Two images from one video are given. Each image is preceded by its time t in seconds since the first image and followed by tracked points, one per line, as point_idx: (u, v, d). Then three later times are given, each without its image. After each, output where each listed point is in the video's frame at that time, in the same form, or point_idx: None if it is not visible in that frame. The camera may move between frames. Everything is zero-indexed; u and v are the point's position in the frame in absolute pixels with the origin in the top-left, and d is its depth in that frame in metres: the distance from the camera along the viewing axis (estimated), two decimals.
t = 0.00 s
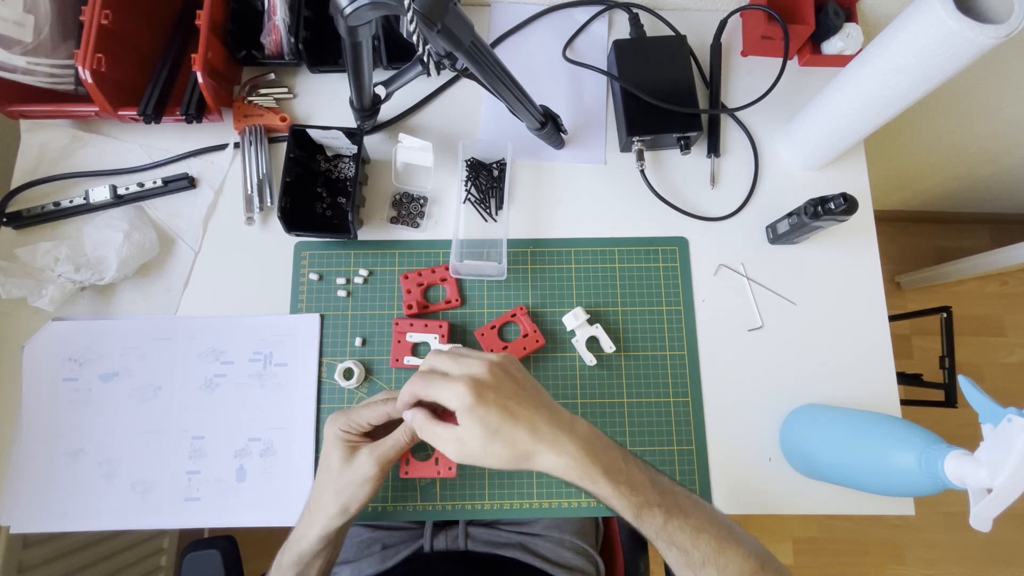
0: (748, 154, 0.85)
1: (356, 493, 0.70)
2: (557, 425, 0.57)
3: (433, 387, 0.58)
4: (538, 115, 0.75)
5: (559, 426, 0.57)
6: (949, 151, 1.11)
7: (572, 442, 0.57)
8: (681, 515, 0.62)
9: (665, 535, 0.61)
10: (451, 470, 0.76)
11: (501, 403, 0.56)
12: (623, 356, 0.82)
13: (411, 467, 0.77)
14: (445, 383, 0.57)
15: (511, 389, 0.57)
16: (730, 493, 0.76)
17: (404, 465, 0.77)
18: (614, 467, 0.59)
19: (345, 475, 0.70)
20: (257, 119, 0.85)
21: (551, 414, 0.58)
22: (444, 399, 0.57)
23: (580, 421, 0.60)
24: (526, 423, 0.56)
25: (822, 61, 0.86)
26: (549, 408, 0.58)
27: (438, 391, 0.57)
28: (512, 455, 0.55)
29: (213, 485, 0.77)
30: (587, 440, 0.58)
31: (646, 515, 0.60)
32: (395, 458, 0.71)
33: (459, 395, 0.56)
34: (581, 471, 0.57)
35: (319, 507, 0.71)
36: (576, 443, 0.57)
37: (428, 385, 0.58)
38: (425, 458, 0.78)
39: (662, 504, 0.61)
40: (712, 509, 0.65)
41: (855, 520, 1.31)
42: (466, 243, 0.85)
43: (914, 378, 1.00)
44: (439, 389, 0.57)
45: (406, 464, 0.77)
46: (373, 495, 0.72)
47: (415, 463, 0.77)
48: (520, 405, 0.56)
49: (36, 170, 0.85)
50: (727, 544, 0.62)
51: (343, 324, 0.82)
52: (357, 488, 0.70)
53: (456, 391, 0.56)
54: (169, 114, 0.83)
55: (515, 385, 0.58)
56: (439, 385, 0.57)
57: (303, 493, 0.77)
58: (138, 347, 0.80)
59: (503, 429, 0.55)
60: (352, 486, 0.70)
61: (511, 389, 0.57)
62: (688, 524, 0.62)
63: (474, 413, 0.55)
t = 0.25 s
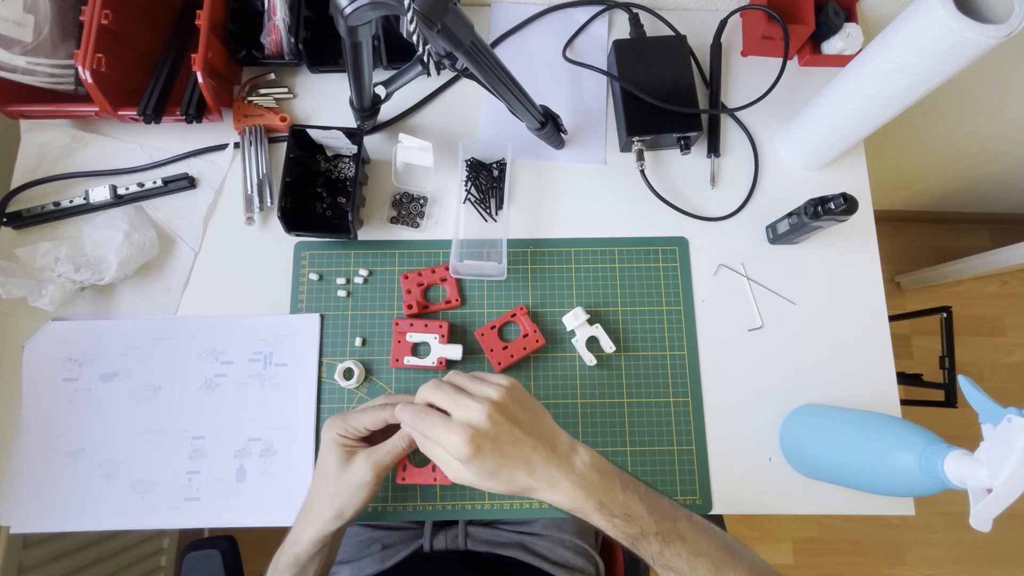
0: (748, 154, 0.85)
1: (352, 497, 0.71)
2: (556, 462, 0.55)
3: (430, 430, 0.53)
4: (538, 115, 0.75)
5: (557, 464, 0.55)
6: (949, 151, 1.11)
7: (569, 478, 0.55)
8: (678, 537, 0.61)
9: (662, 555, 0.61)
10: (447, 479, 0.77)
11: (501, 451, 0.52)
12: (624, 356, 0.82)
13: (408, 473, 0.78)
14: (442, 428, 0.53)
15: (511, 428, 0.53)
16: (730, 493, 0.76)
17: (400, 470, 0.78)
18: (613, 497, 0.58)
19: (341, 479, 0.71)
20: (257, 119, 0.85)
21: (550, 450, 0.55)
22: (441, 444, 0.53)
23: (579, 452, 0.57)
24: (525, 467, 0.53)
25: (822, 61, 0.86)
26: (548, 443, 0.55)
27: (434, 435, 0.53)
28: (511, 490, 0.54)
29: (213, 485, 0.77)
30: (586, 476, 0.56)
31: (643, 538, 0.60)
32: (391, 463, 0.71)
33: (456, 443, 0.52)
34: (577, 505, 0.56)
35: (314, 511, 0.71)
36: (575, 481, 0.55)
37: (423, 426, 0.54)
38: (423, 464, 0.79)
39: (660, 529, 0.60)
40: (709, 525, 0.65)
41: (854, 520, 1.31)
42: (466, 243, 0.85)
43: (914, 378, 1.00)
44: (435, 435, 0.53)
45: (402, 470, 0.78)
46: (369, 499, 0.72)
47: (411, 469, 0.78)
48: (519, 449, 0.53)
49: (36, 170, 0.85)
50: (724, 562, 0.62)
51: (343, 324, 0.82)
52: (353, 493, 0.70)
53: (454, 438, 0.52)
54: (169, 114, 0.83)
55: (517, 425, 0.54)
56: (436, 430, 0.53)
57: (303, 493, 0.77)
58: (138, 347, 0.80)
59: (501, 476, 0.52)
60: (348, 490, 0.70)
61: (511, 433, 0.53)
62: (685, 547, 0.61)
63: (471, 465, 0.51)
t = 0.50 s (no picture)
0: (748, 155, 0.85)
1: (354, 498, 0.70)
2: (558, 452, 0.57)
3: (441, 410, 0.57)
4: (538, 115, 0.75)
5: (560, 455, 0.57)
6: (949, 151, 1.11)
7: (571, 471, 0.57)
8: (678, 538, 0.61)
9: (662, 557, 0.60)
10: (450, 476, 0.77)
11: (508, 433, 0.56)
12: (623, 356, 0.82)
13: (411, 472, 0.77)
14: (453, 409, 0.56)
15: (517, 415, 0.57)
16: (730, 494, 0.76)
17: (403, 470, 0.77)
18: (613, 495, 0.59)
19: (344, 479, 0.71)
20: (257, 119, 0.85)
21: (554, 442, 0.58)
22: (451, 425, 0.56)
23: (580, 450, 0.60)
24: (529, 453, 0.56)
25: (822, 61, 0.86)
26: (552, 436, 0.59)
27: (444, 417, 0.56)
28: (515, 483, 0.56)
29: (213, 485, 0.77)
30: (587, 470, 0.58)
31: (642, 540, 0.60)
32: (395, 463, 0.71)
33: (466, 422, 0.55)
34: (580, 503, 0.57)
35: (318, 511, 0.71)
36: (575, 479, 0.57)
37: (434, 408, 0.57)
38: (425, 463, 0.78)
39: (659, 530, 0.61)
40: (707, 528, 0.65)
41: (854, 520, 1.31)
42: (466, 243, 0.85)
43: (914, 378, 1.00)
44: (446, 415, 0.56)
45: (405, 469, 0.77)
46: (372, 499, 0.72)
47: (414, 468, 0.77)
48: (525, 434, 0.56)
49: (35, 170, 0.84)
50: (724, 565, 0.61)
51: (343, 324, 0.82)
52: (356, 493, 0.70)
53: (464, 417, 0.55)
54: (169, 114, 0.83)
55: (522, 411, 0.58)
56: (446, 410, 0.56)
57: (303, 494, 0.77)
58: (138, 348, 0.80)
59: (507, 460, 0.55)
60: (351, 490, 0.70)
61: (518, 418, 0.57)
62: (685, 547, 0.61)
63: (479, 443, 0.55)
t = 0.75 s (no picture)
0: (748, 155, 0.85)
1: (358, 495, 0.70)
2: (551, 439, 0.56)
3: (427, 394, 0.58)
4: (538, 115, 0.75)
5: (554, 445, 0.56)
6: (949, 151, 1.11)
7: (567, 460, 0.55)
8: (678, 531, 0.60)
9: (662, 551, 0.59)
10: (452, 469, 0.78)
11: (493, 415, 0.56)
12: (623, 356, 0.82)
13: (413, 465, 0.78)
14: (437, 392, 0.57)
15: (506, 399, 0.57)
16: (730, 494, 0.76)
17: (406, 463, 0.78)
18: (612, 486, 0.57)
19: (348, 475, 0.71)
20: (257, 119, 0.85)
21: (547, 431, 0.56)
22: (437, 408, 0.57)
23: (579, 440, 0.58)
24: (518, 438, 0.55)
25: (822, 61, 0.86)
26: (544, 422, 0.57)
27: (431, 400, 0.58)
28: (506, 471, 0.55)
29: (213, 485, 0.77)
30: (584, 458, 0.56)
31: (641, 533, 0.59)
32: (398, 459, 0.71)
33: (450, 404, 0.56)
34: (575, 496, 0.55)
35: (321, 509, 0.71)
36: (569, 467, 0.55)
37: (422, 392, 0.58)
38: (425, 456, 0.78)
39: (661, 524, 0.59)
40: (708, 519, 0.64)
41: (855, 520, 1.31)
42: (466, 243, 0.85)
43: (914, 378, 1.00)
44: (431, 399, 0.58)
45: (407, 463, 0.78)
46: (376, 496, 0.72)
47: (416, 461, 0.78)
48: (511, 417, 0.56)
49: (35, 170, 0.84)
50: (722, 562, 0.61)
51: (343, 324, 0.82)
52: (360, 490, 0.70)
53: (449, 400, 0.56)
54: (169, 114, 0.83)
55: (510, 394, 0.58)
56: (432, 393, 0.58)
57: (303, 494, 0.77)
58: (138, 348, 0.80)
59: (493, 443, 0.55)
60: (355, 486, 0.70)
61: (504, 402, 0.57)
62: (685, 540, 0.60)
63: (463, 425, 0.56)
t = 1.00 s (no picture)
0: (748, 155, 0.85)
1: (356, 487, 0.71)
2: (549, 430, 0.57)
3: (426, 397, 0.58)
4: (538, 115, 0.75)
5: (555, 438, 0.57)
6: (949, 151, 1.11)
7: (566, 450, 0.57)
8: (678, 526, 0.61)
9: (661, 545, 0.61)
10: (450, 466, 0.77)
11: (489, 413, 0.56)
12: (623, 356, 0.82)
13: (412, 461, 0.77)
14: (435, 392, 0.57)
15: (512, 394, 0.57)
16: (731, 494, 0.76)
17: (405, 459, 0.77)
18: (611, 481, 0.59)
19: (347, 466, 0.71)
20: (257, 119, 0.85)
21: (546, 423, 0.57)
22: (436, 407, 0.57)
23: (579, 432, 0.59)
24: (519, 433, 0.56)
25: (822, 61, 0.86)
26: (543, 415, 0.58)
27: (429, 400, 0.58)
28: (508, 465, 0.56)
29: (213, 485, 0.77)
30: (583, 450, 0.58)
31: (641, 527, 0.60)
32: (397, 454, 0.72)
33: (450, 403, 0.56)
34: (575, 485, 0.57)
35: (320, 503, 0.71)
36: (565, 458, 0.56)
37: (417, 394, 0.59)
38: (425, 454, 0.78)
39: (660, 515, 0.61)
40: (707, 512, 0.65)
41: (855, 520, 1.31)
42: (466, 243, 0.85)
43: (914, 378, 1.00)
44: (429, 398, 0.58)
45: (406, 459, 0.77)
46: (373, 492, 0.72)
47: (415, 457, 0.78)
48: (511, 413, 0.56)
49: (35, 170, 0.84)
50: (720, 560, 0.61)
51: (343, 324, 0.82)
52: (356, 482, 0.71)
53: (446, 399, 0.57)
54: (169, 114, 0.83)
55: (510, 390, 0.58)
56: (425, 392, 0.58)
57: (303, 493, 0.77)
58: (138, 347, 0.80)
59: (486, 442, 0.55)
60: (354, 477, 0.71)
61: (503, 399, 0.57)
62: (684, 532, 0.61)
63: (468, 422, 0.55)
